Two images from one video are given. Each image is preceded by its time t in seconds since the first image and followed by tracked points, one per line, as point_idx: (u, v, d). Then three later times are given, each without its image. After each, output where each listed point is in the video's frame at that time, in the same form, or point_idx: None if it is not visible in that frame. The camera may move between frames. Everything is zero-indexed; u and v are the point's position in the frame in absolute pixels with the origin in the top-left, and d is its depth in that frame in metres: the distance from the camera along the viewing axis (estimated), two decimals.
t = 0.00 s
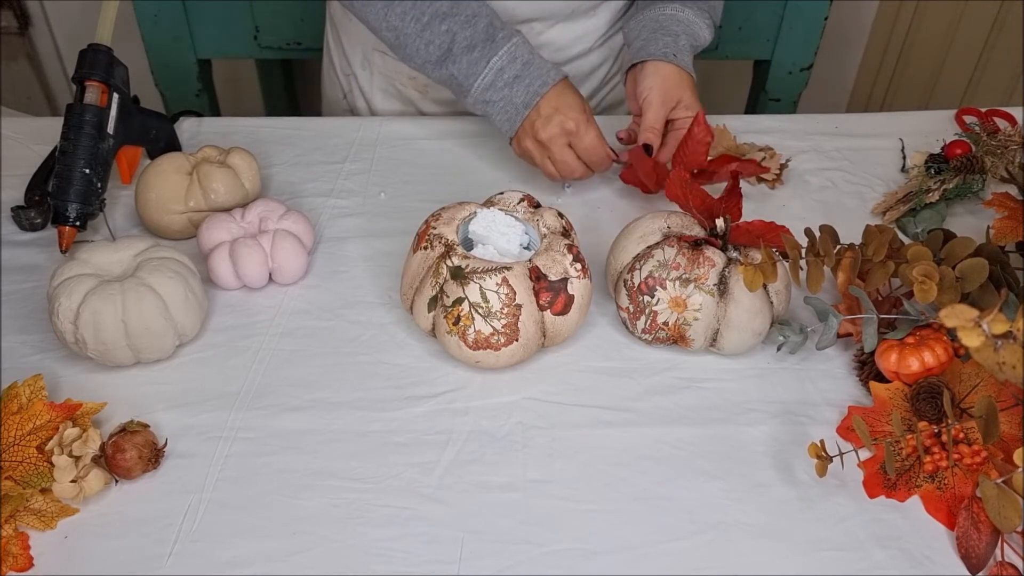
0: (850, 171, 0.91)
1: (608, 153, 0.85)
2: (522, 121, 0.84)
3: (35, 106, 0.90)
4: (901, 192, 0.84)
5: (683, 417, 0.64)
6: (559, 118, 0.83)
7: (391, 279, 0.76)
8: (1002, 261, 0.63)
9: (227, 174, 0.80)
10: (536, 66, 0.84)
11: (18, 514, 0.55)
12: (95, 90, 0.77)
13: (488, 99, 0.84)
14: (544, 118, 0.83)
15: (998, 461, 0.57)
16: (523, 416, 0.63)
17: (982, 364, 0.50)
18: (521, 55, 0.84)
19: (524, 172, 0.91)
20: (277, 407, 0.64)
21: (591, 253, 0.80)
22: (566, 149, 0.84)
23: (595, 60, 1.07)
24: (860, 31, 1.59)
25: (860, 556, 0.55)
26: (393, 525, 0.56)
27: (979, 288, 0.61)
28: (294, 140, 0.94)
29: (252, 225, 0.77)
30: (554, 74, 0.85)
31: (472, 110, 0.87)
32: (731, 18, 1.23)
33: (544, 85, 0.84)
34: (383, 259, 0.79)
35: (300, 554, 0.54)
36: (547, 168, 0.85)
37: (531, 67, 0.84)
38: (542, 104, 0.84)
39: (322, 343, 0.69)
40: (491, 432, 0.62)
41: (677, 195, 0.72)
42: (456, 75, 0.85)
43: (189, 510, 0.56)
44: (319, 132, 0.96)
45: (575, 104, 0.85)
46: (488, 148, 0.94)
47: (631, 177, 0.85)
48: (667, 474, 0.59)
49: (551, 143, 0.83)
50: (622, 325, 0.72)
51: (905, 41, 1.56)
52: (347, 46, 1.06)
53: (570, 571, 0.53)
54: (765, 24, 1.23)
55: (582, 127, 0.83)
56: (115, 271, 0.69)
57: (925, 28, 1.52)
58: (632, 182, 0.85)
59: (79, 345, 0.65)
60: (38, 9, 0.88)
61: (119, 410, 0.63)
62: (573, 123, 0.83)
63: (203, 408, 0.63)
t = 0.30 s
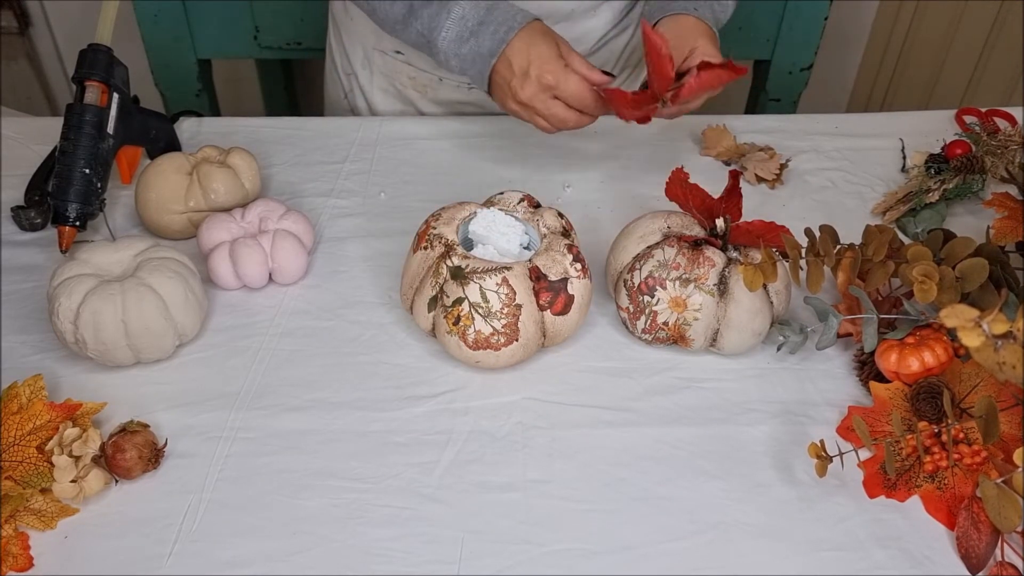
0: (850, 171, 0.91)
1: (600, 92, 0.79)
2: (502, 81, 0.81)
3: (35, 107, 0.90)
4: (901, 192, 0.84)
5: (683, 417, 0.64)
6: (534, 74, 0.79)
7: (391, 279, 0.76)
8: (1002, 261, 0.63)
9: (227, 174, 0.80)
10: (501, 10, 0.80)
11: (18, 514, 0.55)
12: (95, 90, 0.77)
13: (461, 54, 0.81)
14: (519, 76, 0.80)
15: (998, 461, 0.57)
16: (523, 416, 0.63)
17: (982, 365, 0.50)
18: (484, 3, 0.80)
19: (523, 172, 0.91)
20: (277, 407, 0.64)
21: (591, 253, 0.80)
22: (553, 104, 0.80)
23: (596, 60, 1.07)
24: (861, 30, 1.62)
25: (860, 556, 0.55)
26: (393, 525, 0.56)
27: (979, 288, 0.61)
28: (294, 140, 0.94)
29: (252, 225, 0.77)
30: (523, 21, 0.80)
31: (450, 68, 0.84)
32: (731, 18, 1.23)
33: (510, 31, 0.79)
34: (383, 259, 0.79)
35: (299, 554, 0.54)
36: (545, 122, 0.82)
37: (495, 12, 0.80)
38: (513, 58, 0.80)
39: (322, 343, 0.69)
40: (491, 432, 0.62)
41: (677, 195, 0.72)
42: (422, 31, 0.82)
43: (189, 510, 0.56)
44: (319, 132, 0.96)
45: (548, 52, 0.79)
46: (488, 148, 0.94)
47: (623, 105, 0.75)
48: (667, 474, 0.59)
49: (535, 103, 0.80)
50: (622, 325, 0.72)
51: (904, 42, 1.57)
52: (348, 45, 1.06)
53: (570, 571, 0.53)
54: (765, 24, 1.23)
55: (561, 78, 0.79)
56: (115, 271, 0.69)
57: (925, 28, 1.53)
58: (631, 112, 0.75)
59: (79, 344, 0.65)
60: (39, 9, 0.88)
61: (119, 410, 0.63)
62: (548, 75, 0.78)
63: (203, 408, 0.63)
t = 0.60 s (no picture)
0: (850, 171, 0.91)
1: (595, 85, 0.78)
2: (496, 99, 0.78)
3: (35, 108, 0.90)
4: (901, 192, 0.84)
5: (683, 417, 0.64)
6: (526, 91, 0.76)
7: (391, 279, 0.76)
8: (1002, 261, 0.63)
9: (227, 174, 0.80)
10: (475, 25, 0.75)
11: (18, 514, 0.55)
12: (95, 90, 0.77)
13: (432, 72, 0.77)
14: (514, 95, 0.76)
15: (998, 461, 0.57)
16: (523, 416, 0.63)
17: (982, 365, 0.50)
18: (457, 17, 0.75)
19: (523, 172, 0.91)
20: (277, 407, 0.64)
21: (591, 253, 0.80)
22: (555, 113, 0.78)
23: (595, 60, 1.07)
24: (861, 30, 1.62)
25: (860, 556, 0.55)
26: (393, 525, 0.56)
27: (979, 288, 0.61)
28: (294, 140, 0.94)
29: (252, 225, 0.77)
30: (497, 33, 0.75)
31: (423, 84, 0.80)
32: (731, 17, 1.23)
33: (486, 51, 0.74)
34: (383, 259, 0.79)
35: (299, 554, 0.54)
36: (555, 130, 0.80)
37: (468, 27, 0.75)
38: (500, 75, 0.76)
39: (322, 343, 0.69)
40: (490, 432, 0.62)
41: (677, 195, 0.72)
42: (391, 46, 0.78)
43: (189, 510, 0.56)
44: (319, 132, 0.96)
45: (534, 64, 0.75)
46: (488, 148, 0.94)
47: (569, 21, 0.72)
48: (667, 474, 0.59)
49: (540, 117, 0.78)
50: (622, 325, 0.72)
51: (904, 43, 1.57)
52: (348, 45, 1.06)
53: (570, 571, 0.53)
54: (765, 24, 1.22)
55: (555, 89, 0.76)
56: (115, 271, 0.69)
57: (925, 28, 1.53)
58: (569, 21, 0.70)
59: (79, 344, 0.65)
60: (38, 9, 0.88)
61: (119, 410, 0.63)
62: (542, 88, 0.75)
63: (203, 409, 0.63)
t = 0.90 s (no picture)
0: (850, 171, 0.91)
1: (577, 62, 0.76)
2: (486, 106, 0.80)
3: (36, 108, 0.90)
4: (901, 192, 0.84)
5: (683, 417, 0.64)
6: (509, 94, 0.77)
7: (391, 279, 0.76)
8: (1002, 261, 0.63)
9: (227, 174, 0.80)
10: (454, 43, 0.77)
11: (18, 514, 0.55)
12: (95, 90, 0.77)
13: (422, 87, 0.79)
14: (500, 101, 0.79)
15: (998, 461, 0.57)
16: (523, 416, 0.63)
17: (981, 364, 0.50)
18: (438, 36, 0.77)
19: (523, 172, 0.91)
20: (277, 407, 0.64)
21: (591, 253, 0.80)
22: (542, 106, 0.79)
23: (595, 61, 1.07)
24: (861, 30, 1.62)
25: (860, 555, 0.55)
26: (393, 525, 0.56)
27: (979, 288, 0.61)
28: (294, 140, 0.94)
29: (252, 225, 0.77)
30: (477, 45, 0.77)
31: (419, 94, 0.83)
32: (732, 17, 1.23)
33: (466, 67, 0.77)
34: (383, 259, 0.79)
35: (299, 554, 0.54)
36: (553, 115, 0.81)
37: (450, 45, 0.77)
38: (482, 84, 0.78)
39: (322, 343, 0.69)
40: (490, 432, 0.62)
41: (677, 195, 0.72)
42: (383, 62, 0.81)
43: (189, 510, 0.56)
44: (320, 132, 0.96)
45: (511, 71, 0.77)
46: (488, 148, 0.94)
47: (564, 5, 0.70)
48: (667, 474, 0.59)
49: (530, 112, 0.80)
50: (623, 325, 0.72)
51: (904, 43, 1.57)
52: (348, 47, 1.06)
53: (570, 571, 0.53)
54: (765, 24, 1.23)
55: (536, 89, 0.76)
56: (115, 271, 0.69)
57: (926, 28, 1.52)
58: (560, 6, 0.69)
59: (79, 344, 0.65)
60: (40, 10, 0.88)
61: (119, 410, 0.63)
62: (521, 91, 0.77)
63: (203, 409, 0.63)
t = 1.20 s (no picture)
0: (850, 171, 0.91)
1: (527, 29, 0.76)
2: (430, 67, 0.80)
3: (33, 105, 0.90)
4: (901, 192, 0.84)
5: (683, 418, 0.64)
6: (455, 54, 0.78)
7: (391, 279, 0.76)
8: (1002, 261, 0.63)
9: (227, 174, 0.80)
10: None
11: (18, 514, 0.55)
12: (95, 90, 0.77)
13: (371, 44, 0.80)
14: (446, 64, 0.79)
15: (998, 460, 0.57)
16: (523, 416, 0.63)
17: (981, 364, 0.50)
18: None
19: (523, 172, 0.91)
20: (277, 407, 0.64)
21: (590, 253, 0.80)
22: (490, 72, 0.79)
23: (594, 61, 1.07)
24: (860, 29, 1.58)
25: (860, 556, 0.55)
26: (393, 525, 0.56)
27: (979, 288, 0.61)
28: (294, 141, 0.94)
29: (252, 225, 0.77)
30: (423, 1, 0.78)
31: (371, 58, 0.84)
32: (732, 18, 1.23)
33: (413, 19, 0.77)
34: (384, 259, 0.79)
35: (300, 554, 0.54)
36: (498, 81, 0.80)
37: None
38: (424, 40, 0.78)
39: (322, 343, 0.69)
40: (490, 432, 0.62)
41: (677, 195, 0.72)
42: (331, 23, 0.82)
43: (189, 511, 0.56)
44: (319, 132, 0.96)
45: (453, 25, 0.77)
46: (488, 148, 0.94)
47: None
48: (667, 474, 0.59)
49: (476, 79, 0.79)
50: (623, 325, 0.72)
51: (903, 44, 1.55)
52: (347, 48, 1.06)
53: (570, 571, 0.53)
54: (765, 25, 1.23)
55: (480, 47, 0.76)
56: (115, 271, 0.69)
57: (926, 28, 1.52)
58: None
59: (79, 344, 0.65)
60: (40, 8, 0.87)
61: (119, 410, 0.63)
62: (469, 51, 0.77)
63: (203, 409, 0.63)
